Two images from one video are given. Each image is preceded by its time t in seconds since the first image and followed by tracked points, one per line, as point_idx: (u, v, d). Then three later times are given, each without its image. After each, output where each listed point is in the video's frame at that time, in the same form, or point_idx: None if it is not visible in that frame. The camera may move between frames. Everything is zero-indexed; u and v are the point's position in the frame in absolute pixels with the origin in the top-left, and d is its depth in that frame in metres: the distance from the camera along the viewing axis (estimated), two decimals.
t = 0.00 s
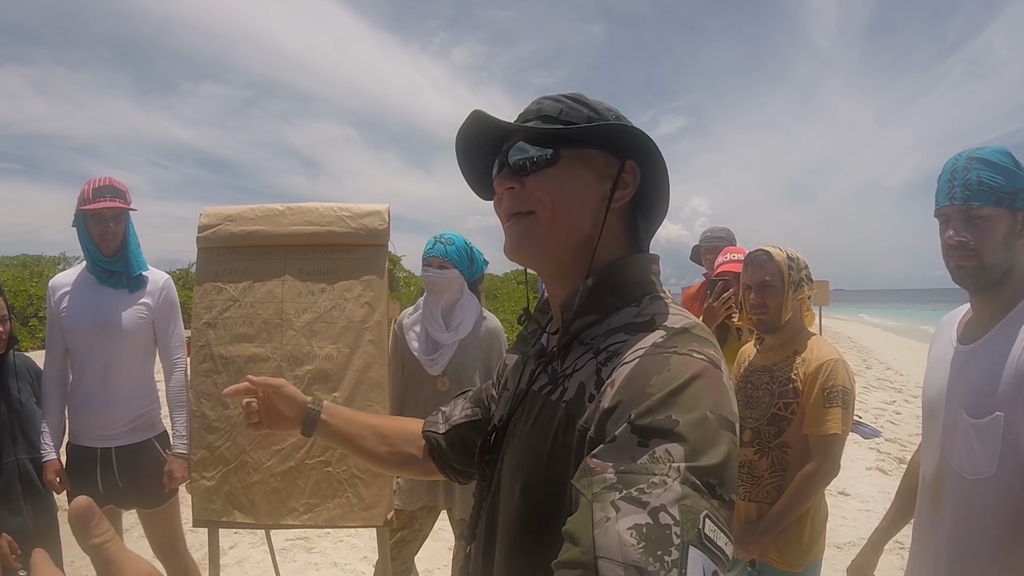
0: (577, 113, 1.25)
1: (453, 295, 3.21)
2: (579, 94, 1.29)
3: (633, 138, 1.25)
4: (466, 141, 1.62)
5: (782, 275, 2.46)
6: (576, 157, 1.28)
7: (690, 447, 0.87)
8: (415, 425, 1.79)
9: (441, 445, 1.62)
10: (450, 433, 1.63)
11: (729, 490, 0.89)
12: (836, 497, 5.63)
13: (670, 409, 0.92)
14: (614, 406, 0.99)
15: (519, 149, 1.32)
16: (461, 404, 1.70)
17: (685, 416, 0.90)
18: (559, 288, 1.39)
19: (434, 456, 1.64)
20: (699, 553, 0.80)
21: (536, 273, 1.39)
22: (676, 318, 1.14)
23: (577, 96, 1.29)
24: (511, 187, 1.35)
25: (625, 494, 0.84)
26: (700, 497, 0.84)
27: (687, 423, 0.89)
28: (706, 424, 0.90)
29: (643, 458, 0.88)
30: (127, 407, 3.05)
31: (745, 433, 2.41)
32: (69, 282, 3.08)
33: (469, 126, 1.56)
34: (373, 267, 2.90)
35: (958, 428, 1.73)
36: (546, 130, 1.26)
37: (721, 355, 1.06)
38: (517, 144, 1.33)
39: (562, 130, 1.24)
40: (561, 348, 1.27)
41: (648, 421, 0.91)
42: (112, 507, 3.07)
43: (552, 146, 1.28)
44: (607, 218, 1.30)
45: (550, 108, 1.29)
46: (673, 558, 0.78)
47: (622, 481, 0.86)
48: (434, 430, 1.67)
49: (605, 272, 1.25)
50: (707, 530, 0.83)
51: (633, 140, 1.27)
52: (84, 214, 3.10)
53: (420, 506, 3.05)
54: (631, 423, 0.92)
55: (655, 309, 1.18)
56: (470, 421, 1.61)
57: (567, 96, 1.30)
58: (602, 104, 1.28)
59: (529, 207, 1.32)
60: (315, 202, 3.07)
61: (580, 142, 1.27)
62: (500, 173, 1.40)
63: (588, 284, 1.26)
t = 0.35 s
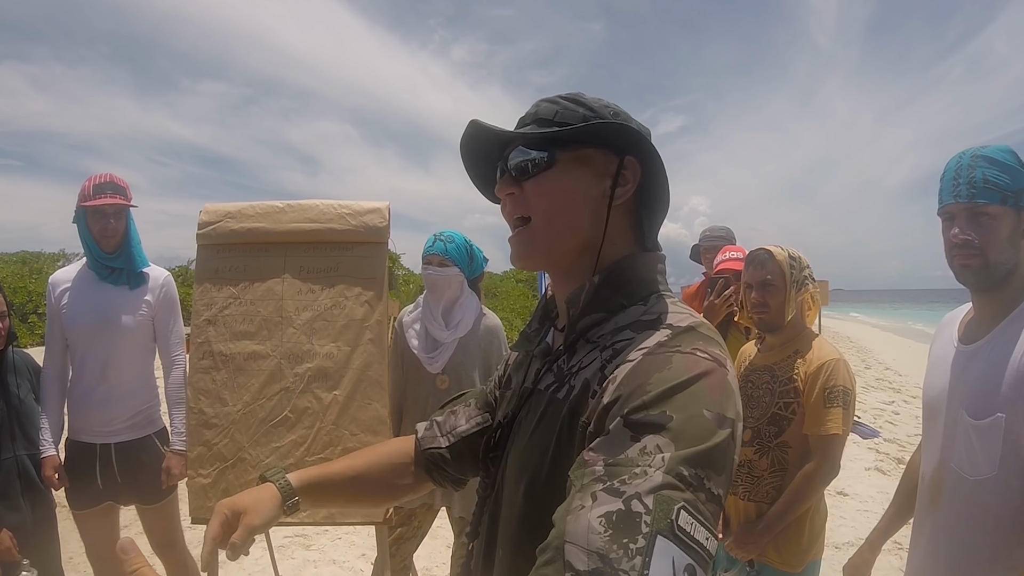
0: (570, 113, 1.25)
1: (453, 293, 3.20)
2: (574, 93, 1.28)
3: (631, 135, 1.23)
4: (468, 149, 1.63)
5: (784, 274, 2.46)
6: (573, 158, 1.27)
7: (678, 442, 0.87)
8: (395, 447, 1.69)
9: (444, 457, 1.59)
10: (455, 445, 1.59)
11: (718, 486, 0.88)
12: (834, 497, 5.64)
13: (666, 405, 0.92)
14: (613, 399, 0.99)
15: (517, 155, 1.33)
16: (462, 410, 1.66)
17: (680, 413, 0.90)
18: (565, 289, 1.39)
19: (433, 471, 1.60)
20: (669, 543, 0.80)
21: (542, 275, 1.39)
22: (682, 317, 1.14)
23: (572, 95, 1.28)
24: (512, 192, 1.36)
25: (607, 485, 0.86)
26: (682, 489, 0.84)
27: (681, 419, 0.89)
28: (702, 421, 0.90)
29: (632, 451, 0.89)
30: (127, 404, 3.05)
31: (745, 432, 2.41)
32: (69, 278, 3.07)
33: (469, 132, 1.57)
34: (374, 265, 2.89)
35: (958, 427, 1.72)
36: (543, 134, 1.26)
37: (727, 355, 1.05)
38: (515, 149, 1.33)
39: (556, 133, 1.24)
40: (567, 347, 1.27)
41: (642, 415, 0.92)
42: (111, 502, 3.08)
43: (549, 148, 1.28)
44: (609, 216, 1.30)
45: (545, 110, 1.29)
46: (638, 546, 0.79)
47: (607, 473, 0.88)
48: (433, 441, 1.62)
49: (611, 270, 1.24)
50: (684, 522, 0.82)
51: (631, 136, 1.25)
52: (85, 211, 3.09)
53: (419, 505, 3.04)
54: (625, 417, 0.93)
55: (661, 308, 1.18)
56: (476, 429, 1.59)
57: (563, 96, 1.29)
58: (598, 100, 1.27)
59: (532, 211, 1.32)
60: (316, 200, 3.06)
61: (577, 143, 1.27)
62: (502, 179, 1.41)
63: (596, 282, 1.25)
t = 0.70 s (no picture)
0: (558, 113, 1.24)
1: (454, 294, 3.20)
2: (566, 92, 1.27)
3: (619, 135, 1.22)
4: (465, 150, 1.64)
5: (784, 275, 2.46)
6: (560, 158, 1.27)
7: (682, 448, 0.87)
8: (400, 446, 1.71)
9: (439, 456, 1.60)
10: (449, 443, 1.60)
11: (722, 489, 0.89)
12: (834, 498, 5.64)
13: (665, 410, 0.92)
14: (609, 404, 0.99)
15: (507, 155, 1.33)
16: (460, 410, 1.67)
17: (679, 417, 0.90)
18: (553, 287, 1.39)
19: (429, 469, 1.61)
20: (681, 552, 0.80)
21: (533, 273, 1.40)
22: (674, 317, 1.13)
23: (564, 95, 1.27)
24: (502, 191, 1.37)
25: (613, 493, 0.85)
26: (690, 496, 0.84)
27: (681, 424, 0.89)
28: (700, 424, 0.90)
29: (635, 457, 0.89)
30: (126, 405, 3.04)
31: (745, 433, 2.41)
32: (69, 279, 3.07)
33: (464, 131, 1.58)
34: (375, 266, 2.88)
35: (959, 431, 1.73)
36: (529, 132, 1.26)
37: (721, 355, 1.05)
38: (505, 149, 1.34)
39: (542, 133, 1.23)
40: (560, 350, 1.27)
41: (640, 421, 0.92)
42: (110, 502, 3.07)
43: (537, 148, 1.27)
44: (597, 216, 1.29)
45: (534, 109, 1.28)
46: (652, 557, 0.79)
47: (611, 480, 0.87)
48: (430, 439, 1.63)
49: (602, 272, 1.25)
50: (694, 529, 0.82)
51: (620, 136, 1.24)
52: (85, 211, 3.09)
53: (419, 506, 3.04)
54: (623, 423, 0.93)
55: (654, 309, 1.18)
56: (471, 428, 1.59)
57: (554, 96, 1.28)
58: (588, 99, 1.25)
59: (520, 210, 1.32)
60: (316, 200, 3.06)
61: (566, 143, 1.26)
62: (494, 177, 1.41)
63: (588, 285, 1.25)
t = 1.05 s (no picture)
0: (558, 114, 1.24)
1: (454, 295, 3.20)
2: (567, 93, 1.26)
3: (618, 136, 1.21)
4: (469, 152, 1.64)
5: (785, 276, 2.46)
6: (560, 160, 1.27)
7: (669, 450, 0.87)
8: (398, 450, 1.70)
9: (444, 459, 1.59)
10: (453, 447, 1.59)
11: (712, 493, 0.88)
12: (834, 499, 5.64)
13: (657, 413, 0.91)
14: (604, 408, 0.99)
15: (508, 157, 1.34)
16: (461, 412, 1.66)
17: (671, 421, 0.90)
18: (554, 290, 1.39)
19: (434, 474, 1.61)
20: (662, 554, 0.79)
21: (534, 274, 1.41)
22: (674, 320, 1.13)
23: (565, 95, 1.26)
24: (504, 193, 1.38)
25: (599, 496, 0.86)
26: (675, 499, 0.84)
27: (671, 428, 0.89)
28: (693, 429, 0.89)
29: (624, 461, 0.89)
30: (125, 405, 3.04)
31: (745, 434, 2.41)
32: (69, 279, 3.06)
33: (467, 134, 1.59)
34: (375, 266, 2.88)
35: (960, 434, 1.72)
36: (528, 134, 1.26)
37: (720, 358, 1.04)
38: (507, 151, 1.34)
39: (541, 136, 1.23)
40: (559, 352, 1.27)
41: (632, 425, 0.91)
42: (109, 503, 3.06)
43: (537, 149, 1.28)
44: (598, 218, 1.28)
45: (535, 111, 1.28)
46: (631, 559, 0.79)
47: (598, 484, 0.87)
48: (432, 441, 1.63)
49: (600, 274, 1.25)
50: (677, 532, 0.82)
51: (620, 137, 1.23)
52: (84, 211, 3.09)
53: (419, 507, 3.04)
54: (614, 428, 0.93)
55: (652, 311, 1.17)
56: (476, 432, 1.58)
57: (556, 96, 1.27)
58: (589, 100, 1.25)
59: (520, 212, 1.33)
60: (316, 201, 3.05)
61: (566, 144, 1.26)
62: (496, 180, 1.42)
63: (586, 287, 1.25)
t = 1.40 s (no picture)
0: (556, 110, 1.22)
1: (454, 293, 3.19)
2: (562, 88, 1.25)
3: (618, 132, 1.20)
4: (462, 148, 1.63)
5: (786, 276, 2.45)
6: (559, 157, 1.26)
7: (661, 435, 0.86)
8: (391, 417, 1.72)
9: (429, 438, 1.59)
10: (438, 426, 1.59)
11: (702, 482, 0.87)
12: (834, 500, 5.64)
13: (649, 400, 0.91)
14: (595, 395, 0.98)
15: (505, 154, 1.32)
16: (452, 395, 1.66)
17: (663, 408, 0.89)
18: (552, 288, 1.38)
19: (417, 450, 1.61)
20: (654, 538, 0.79)
21: (533, 272, 1.40)
22: (668, 314, 1.13)
23: (560, 90, 1.25)
24: (501, 192, 1.36)
25: (588, 475, 0.84)
26: (666, 484, 0.83)
27: (663, 414, 0.88)
28: (686, 417, 0.89)
29: (615, 445, 0.88)
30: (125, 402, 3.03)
31: (745, 434, 2.40)
32: (68, 276, 3.05)
33: (460, 132, 1.57)
34: (375, 264, 2.88)
35: (961, 435, 1.72)
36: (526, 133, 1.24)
37: (714, 351, 1.05)
38: (502, 148, 1.32)
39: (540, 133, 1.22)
40: (554, 345, 1.26)
41: (623, 409, 0.91)
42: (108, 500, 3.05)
43: (534, 147, 1.26)
44: (597, 214, 1.28)
45: (532, 107, 1.27)
46: (623, 540, 0.78)
47: (588, 463, 0.86)
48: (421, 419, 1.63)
49: (595, 268, 1.25)
50: (668, 518, 0.81)
51: (619, 132, 1.22)
52: (84, 208, 3.08)
53: (419, 505, 3.03)
54: (606, 411, 0.92)
55: (647, 305, 1.17)
56: (461, 412, 1.59)
57: (551, 92, 1.26)
58: (586, 95, 1.23)
59: (518, 210, 1.32)
60: (316, 198, 3.04)
61: (564, 141, 1.25)
62: (492, 178, 1.41)
63: (582, 279, 1.25)
